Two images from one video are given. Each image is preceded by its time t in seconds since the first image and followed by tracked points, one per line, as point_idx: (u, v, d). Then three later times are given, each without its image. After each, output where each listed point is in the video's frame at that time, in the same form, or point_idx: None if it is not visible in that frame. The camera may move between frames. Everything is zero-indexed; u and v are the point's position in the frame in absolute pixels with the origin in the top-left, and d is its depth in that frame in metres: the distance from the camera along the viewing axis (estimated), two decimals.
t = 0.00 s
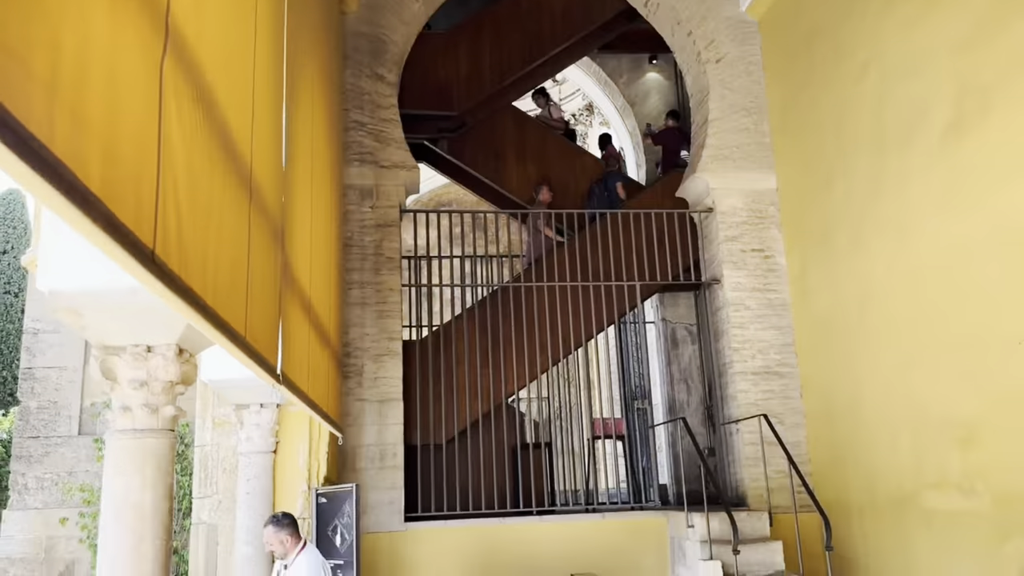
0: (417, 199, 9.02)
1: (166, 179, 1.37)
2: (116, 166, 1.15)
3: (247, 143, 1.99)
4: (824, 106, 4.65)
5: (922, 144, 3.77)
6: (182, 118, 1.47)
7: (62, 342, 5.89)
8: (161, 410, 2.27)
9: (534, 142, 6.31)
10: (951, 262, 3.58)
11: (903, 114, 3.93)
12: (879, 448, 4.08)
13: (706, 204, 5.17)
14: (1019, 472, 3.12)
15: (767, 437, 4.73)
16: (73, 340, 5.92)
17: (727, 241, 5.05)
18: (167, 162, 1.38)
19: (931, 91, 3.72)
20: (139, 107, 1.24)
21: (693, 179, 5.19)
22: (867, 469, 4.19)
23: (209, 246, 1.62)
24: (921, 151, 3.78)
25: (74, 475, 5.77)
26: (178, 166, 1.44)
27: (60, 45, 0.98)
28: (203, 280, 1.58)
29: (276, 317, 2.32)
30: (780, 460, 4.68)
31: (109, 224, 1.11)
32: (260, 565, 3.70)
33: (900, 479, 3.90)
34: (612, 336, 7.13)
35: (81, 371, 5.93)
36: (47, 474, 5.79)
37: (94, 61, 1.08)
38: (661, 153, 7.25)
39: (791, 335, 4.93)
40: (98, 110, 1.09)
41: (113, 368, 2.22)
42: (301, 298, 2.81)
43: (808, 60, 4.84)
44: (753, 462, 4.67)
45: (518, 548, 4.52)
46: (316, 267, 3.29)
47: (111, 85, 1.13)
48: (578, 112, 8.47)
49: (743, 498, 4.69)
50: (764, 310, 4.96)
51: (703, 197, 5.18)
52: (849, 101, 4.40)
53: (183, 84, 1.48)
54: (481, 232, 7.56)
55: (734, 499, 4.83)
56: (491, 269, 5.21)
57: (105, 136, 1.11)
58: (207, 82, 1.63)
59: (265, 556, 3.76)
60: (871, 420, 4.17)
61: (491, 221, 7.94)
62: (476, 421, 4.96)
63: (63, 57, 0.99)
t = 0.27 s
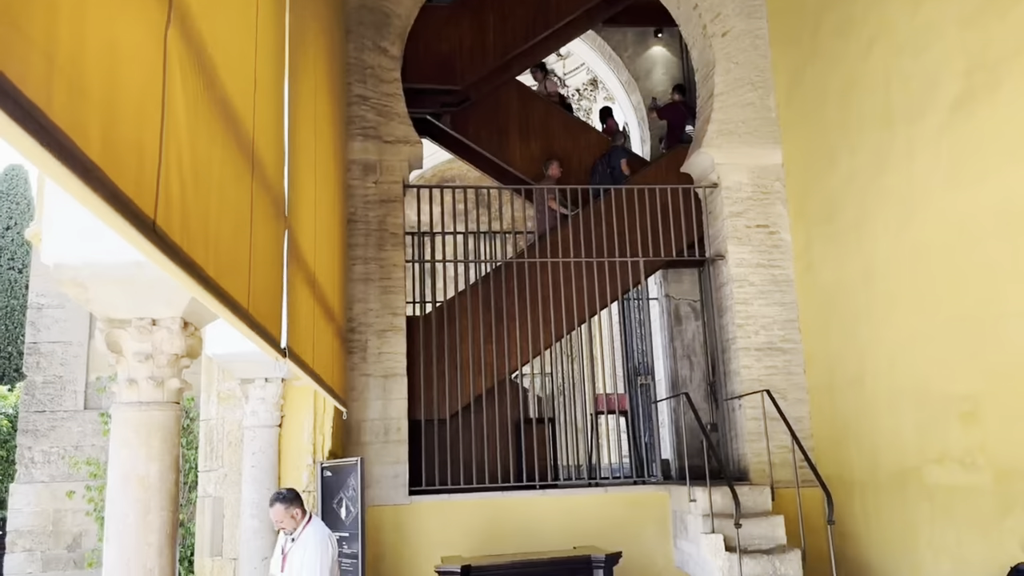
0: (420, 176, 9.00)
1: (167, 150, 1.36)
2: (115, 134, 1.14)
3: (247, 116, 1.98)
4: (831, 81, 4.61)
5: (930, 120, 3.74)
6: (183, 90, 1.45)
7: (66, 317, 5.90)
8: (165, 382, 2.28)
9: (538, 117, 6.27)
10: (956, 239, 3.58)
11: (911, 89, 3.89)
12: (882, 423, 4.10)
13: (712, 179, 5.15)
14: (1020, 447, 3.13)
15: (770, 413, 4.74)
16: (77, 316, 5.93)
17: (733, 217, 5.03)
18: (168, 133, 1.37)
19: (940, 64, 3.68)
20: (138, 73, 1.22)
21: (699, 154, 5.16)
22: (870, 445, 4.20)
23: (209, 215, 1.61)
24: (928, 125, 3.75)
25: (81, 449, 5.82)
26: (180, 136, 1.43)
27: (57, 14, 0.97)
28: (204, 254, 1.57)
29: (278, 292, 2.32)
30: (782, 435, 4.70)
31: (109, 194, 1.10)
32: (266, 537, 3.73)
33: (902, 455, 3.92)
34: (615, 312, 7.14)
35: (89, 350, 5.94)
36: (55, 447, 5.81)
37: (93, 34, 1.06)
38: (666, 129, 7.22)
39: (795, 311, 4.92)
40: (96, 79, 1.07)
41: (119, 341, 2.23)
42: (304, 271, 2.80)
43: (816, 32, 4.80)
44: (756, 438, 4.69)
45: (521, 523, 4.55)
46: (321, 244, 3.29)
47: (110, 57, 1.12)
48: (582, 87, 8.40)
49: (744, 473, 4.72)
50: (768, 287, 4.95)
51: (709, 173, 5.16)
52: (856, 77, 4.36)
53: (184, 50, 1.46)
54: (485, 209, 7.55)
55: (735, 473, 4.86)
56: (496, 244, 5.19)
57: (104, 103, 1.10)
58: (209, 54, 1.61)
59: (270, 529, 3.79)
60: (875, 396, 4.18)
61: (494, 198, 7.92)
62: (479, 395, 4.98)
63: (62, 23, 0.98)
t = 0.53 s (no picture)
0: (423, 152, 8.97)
1: (167, 122, 1.36)
2: (114, 104, 1.13)
3: (247, 89, 1.97)
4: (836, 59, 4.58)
5: (937, 97, 3.72)
6: (183, 61, 1.44)
7: (70, 294, 5.90)
8: (169, 357, 2.28)
9: (542, 94, 6.23)
10: (961, 217, 3.57)
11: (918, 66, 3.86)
12: (884, 402, 4.11)
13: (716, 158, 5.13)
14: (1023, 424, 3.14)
15: (772, 390, 4.75)
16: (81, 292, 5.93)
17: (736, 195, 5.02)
18: (168, 104, 1.36)
19: (947, 42, 3.65)
20: (137, 42, 1.21)
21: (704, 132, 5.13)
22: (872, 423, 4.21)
23: (209, 189, 1.60)
24: (934, 102, 3.73)
25: (86, 424, 5.85)
26: (180, 108, 1.42)
27: None
28: (205, 227, 1.57)
29: (280, 267, 2.32)
30: (784, 413, 4.72)
31: (109, 164, 1.10)
32: (270, 512, 3.76)
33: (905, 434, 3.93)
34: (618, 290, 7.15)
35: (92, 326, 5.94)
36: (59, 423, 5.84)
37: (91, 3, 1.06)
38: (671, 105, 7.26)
39: (798, 289, 4.92)
40: (95, 49, 1.07)
41: (123, 316, 2.23)
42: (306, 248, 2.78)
43: (823, 8, 4.76)
44: (759, 415, 4.71)
45: (524, 499, 4.59)
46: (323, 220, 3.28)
47: (108, 27, 1.11)
48: (585, 64, 8.20)
49: (746, 451, 4.75)
50: (771, 264, 4.95)
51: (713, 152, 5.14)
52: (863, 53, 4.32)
53: (184, 21, 1.45)
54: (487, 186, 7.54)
55: (737, 450, 4.88)
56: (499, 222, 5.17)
57: (103, 72, 1.10)
58: (208, 25, 1.60)
59: (274, 504, 3.83)
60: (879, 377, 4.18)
61: (496, 175, 7.89)
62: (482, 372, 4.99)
63: None
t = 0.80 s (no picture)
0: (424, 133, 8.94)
1: (166, 97, 1.35)
2: (113, 78, 1.13)
3: (247, 66, 1.96)
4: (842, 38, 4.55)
5: (942, 77, 3.69)
6: (182, 35, 1.44)
7: (72, 272, 5.91)
8: (172, 335, 2.29)
9: (545, 73, 6.19)
10: (965, 197, 3.56)
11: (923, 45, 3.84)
12: (885, 382, 4.12)
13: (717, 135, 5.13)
14: None
15: (773, 370, 4.76)
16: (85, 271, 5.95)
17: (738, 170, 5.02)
18: (167, 78, 1.35)
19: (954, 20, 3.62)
20: (136, 16, 1.21)
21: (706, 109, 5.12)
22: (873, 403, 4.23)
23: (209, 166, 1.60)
24: (940, 81, 3.70)
25: (90, 402, 5.86)
26: (179, 83, 1.42)
27: None
28: (205, 203, 1.56)
29: (281, 247, 2.31)
30: (785, 393, 4.73)
31: (108, 139, 1.10)
32: (274, 489, 3.79)
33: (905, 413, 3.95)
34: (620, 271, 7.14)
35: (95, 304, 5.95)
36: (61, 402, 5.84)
37: None
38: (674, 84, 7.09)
39: (801, 270, 4.92)
40: (93, 22, 1.06)
41: (126, 293, 2.23)
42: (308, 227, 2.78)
43: None
44: (760, 394, 4.73)
45: (526, 478, 4.61)
46: (325, 198, 3.28)
47: (106, 0, 1.10)
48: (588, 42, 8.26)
49: (747, 430, 4.77)
50: (773, 244, 4.94)
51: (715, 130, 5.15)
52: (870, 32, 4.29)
53: None
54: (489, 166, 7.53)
55: (738, 430, 4.91)
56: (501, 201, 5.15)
57: (102, 46, 1.10)
58: None
59: (278, 481, 3.85)
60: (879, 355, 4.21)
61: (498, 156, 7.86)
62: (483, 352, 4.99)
63: None
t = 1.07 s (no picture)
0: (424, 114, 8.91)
1: (165, 73, 1.35)
2: (111, 52, 1.12)
3: (247, 44, 1.95)
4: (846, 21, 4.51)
5: (946, 59, 3.67)
6: (181, 11, 1.43)
7: (73, 253, 5.91)
8: (174, 315, 2.30)
9: (547, 54, 6.15)
10: (968, 179, 3.55)
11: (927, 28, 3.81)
12: (885, 364, 4.14)
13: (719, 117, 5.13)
14: None
15: (774, 352, 4.78)
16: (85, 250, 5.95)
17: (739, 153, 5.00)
18: (166, 54, 1.35)
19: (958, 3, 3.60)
20: None
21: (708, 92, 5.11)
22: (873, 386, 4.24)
23: (209, 143, 1.60)
24: (944, 63, 3.68)
25: (92, 382, 5.88)
26: (178, 59, 1.42)
27: None
28: (205, 180, 1.56)
29: (281, 226, 2.31)
30: (785, 374, 4.75)
31: (108, 113, 1.10)
32: (276, 468, 3.81)
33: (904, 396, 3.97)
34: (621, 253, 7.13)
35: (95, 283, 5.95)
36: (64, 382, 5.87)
37: None
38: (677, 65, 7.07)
39: (802, 252, 4.92)
40: None
41: (127, 272, 2.23)
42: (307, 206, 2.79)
43: None
44: (760, 376, 4.75)
45: (527, 458, 4.64)
46: (326, 178, 3.28)
47: None
48: (590, 22, 8.10)
49: (746, 412, 4.79)
50: (775, 227, 4.93)
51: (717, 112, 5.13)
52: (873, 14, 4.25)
53: None
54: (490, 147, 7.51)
55: (738, 411, 4.93)
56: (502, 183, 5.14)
57: (100, 19, 1.09)
58: None
59: (280, 460, 3.87)
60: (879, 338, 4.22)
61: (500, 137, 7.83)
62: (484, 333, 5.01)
63: None
